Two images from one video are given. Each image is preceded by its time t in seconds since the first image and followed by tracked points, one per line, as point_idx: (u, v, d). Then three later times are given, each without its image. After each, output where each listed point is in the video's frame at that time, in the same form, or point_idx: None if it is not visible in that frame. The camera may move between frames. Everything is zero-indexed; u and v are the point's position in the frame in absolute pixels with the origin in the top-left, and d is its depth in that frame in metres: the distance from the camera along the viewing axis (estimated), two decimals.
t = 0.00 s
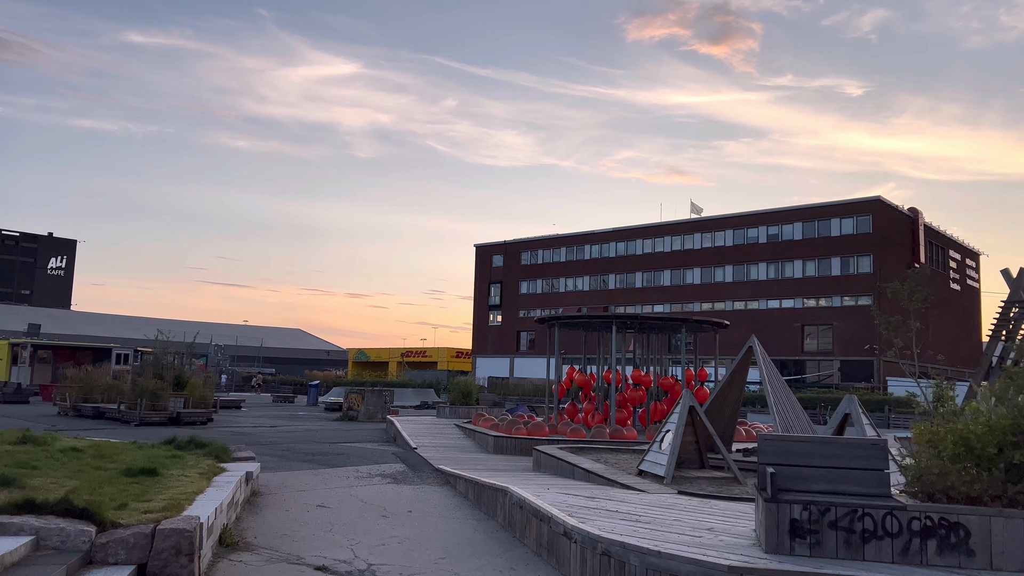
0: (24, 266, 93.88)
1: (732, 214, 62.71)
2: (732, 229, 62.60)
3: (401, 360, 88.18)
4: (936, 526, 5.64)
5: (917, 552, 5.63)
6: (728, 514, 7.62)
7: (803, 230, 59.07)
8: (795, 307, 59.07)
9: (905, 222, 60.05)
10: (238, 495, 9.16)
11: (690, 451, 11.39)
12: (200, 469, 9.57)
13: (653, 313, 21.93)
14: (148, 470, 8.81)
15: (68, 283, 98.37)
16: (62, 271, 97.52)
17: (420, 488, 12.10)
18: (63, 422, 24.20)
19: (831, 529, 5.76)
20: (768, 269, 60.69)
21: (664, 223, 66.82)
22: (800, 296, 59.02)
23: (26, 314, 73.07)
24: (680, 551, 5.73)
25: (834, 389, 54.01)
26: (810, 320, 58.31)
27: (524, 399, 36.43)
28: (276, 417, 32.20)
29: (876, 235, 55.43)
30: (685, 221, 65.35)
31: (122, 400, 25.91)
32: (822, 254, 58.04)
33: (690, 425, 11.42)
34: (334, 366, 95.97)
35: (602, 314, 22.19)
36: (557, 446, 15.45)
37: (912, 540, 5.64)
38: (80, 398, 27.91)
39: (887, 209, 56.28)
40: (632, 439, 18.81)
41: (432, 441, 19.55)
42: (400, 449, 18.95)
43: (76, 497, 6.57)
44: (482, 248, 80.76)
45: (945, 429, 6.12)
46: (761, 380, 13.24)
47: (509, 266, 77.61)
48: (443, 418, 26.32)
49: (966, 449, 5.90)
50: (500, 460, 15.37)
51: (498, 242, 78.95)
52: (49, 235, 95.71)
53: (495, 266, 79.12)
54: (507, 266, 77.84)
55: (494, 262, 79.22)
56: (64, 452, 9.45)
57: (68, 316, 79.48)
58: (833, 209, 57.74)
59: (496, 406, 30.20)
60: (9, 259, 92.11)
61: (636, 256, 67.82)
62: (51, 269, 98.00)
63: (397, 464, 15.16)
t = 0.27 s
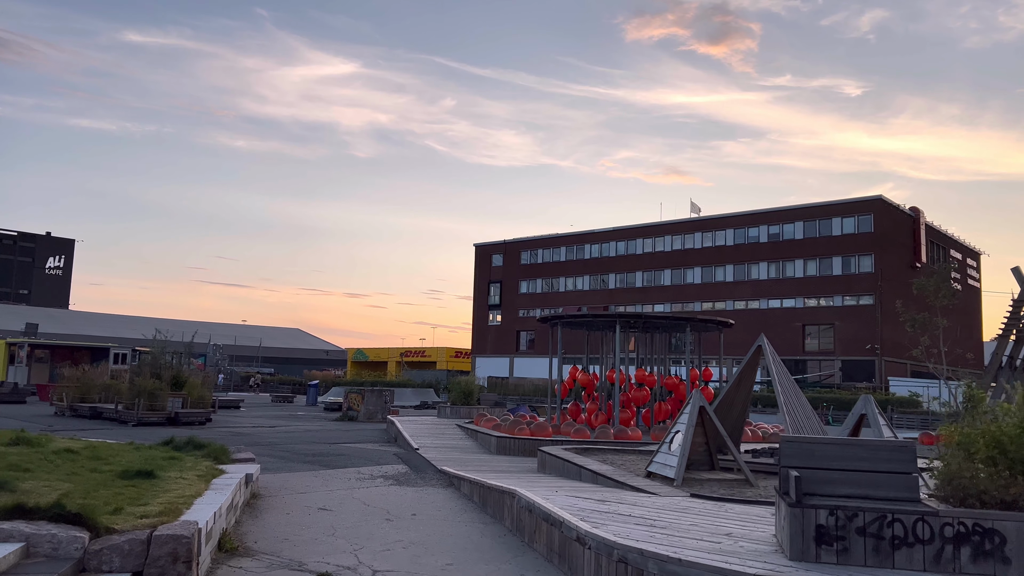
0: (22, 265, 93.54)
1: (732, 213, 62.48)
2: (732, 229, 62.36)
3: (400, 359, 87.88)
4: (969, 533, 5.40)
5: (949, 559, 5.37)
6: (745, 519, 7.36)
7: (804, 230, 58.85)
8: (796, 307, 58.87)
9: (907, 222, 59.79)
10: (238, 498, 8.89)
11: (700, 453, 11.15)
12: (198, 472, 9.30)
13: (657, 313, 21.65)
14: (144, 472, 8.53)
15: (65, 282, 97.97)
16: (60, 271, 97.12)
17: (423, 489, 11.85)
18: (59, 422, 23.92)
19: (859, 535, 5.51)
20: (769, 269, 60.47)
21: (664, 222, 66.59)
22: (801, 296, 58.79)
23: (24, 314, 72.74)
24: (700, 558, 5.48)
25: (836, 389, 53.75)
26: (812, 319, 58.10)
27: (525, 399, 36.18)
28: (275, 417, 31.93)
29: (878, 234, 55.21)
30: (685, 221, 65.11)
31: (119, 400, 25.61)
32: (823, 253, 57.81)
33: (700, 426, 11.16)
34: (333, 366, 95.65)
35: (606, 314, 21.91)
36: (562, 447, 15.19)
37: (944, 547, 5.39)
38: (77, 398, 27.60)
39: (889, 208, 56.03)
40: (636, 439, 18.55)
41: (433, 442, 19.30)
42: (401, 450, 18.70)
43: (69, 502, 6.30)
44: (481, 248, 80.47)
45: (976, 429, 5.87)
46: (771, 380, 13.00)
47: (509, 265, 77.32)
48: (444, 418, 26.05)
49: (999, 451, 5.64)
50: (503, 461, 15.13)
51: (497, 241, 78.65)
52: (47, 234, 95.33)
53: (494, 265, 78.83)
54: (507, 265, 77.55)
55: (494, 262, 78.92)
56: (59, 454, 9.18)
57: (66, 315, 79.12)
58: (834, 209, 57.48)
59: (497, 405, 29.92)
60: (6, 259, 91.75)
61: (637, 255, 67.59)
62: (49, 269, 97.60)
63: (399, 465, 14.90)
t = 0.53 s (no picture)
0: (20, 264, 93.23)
1: (733, 213, 62.22)
2: (733, 228, 62.11)
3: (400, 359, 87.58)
4: (1004, 539, 5.13)
5: (985, 567, 5.10)
6: (763, 524, 7.07)
7: (805, 229, 58.61)
8: (797, 306, 58.62)
9: (908, 221, 59.54)
10: (235, 501, 8.61)
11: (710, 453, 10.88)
12: (195, 473, 9.02)
13: (661, 312, 21.35)
14: (138, 473, 8.24)
15: (63, 282, 97.55)
16: (57, 271, 96.70)
17: (425, 491, 11.56)
18: (55, 422, 23.61)
19: (888, 542, 5.23)
20: (770, 268, 60.20)
21: (664, 221, 66.34)
22: (802, 295, 58.54)
23: (21, 313, 72.42)
24: (722, 566, 5.21)
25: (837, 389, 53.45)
26: (813, 319, 57.83)
27: (526, 399, 35.87)
28: (274, 416, 31.62)
29: (879, 234, 54.98)
30: (686, 220, 64.86)
31: (116, 400, 25.31)
32: (824, 252, 57.58)
33: (710, 426, 10.88)
34: (332, 366, 95.33)
35: (609, 312, 21.63)
36: (567, 447, 14.90)
37: (978, 554, 5.12)
38: (73, 398, 27.29)
39: (890, 207, 55.79)
40: (641, 439, 18.26)
41: (434, 442, 19.01)
42: (401, 450, 18.41)
43: (57, 506, 6.03)
44: (481, 247, 80.20)
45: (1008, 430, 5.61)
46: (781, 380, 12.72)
47: (509, 265, 77.02)
48: (445, 418, 25.76)
49: None
50: (506, 462, 14.85)
51: (497, 241, 78.36)
52: (45, 233, 94.99)
53: (494, 265, 78.53)
54: (506, 265, 77.25)
55: (494, 261, 78.62)
56: (50, 455, 8.90)
57: (63, 315, 78.76)
58: (835, 208, 57.23)
59: (498, 405, 29.64)
60: (5, 258, 91.42)
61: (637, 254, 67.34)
62: (47, 268, 97.25)
63: (400, 466, 14.61)
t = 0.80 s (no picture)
0: (18, 264, 92.90)
1: (733, 212, 61.97)
2: (734, 228, 61.85)
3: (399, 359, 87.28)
4: None
5: None
6: (783, 534, 6.78)
7: (806, 229, 58.36)
8: (799, 306, 58.31)
9: (910, 221, 59.29)
10: (232, 508, 8.31)
11: (721, 457, 10.60)
12: (192, 479, 8.73)
13: (665, 312, 21.08)
14: (132, 480, 7.95)
15: (61, 282, 97.21)
16: (56, 271, 96.38)
17: (429, 495, 11.29)
18: (51, 423, 23.32)
19: (923, 555, 4.96)
20: (771, 268, 59.93)
21: (665, 221, 66.09)
22: (803, 295, 58.28)
23: (19, 313, 72.10)
24: None
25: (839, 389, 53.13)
26: (814, 319, 57.55)
27: (527, 400, 35.59)
28: (273, 417, 31.34)
29: (881, 233, 54.75)
30: (686, 219, 64.58)
31: (113, 401, 25.01)
32: (825, 252, 57.33)
33: (720, 429, 10.58)
34: (331, 366, 95.02)
35: (613, 312, 21.32)
36: (572, 450, 14.60)
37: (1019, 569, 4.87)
38: (70, 399, 27.00)
39: (892, 207, 55.53)
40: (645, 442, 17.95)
41: (436, 444, 18.73)
42: (403, 452, 18.13)
43: (46, 515, 5.74)
44: (481, 247, 79.93)
45: None
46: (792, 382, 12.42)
47: (509, 265, 76.73)
48: (446, 419, 25.49)
49: None
50: (510, 465, 14.58)
51: (496, 241, 78.08)
52: (43, 233, 94.63)
53: (493, 265, 78.25)
54: (506, 265, 76.98)
55: (493, 261, 78.34)
56: (42, 460, 8.61)
57: (62, 315, 78.46)
58: (837, 207, 56.99)
59: (499, 406, 29.35)
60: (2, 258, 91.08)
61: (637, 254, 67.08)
62: (45, 268, 96.88)
63: (402, 469, 14.33)
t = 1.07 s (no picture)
0: (17, 263, 92.58)
1: (734, 211, 61.72)
2: (735, 226, 61.59)
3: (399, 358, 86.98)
4: None
5: None
6: (807, 536, 6.52)
7: (807, 227, 58.11)
8: (801, 305, 58.05)
9: (912, 219, 59.03)
10: (233, 509, 8.03)
11: (734, 456, 10.33)
12: (192, 478, 8.47)
13: (670, 309, 20.81)
14: (129, 479, 7.69)
15: (60, 281, 96.82)
16: (55, 270, 96.00)
17: (434, 495, 11.03)
18: (48, 422, 23.03)
19: (963, 558, 4.72)
20: (772, 267, 59.67)
21: (665, 220, 65.84)
22: (805, 293, 58.02)
23: (17, 312, 71.79)
24: None
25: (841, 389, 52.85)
26: (816, 318, 57.27)
27: (528, 398, 35.31)
28: (273, 417, 31.05)
29: (883, 232, 54.52)
30: (687, 218, 64.33)
31: (111, 400, 24.72)
32: (827, 251, 57.08)
33: (733, 427, 10.31)
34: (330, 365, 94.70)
35: (617, 309, 21.04)
36: (578, 449, 14.33)
37: None
38: (67, 397, 26.70)
39: (894, 206, 55.27)
40: (651, 440, 17.66)
41: (439, 443, 18.46)
42: (405, 451, 17.85)
43: (37, 516, 5.47)
44: (481, 246, 79.67)
45: None
46: (804, 379, 12.16)
47: (509, 263, 76.47)
48: (448, 418, 25.21)
49: None
50: (515, 464, 14.32)
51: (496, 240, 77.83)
52: (41, 232, 94.28)
53: (493, 264, 77.99)
54: (506, 264, 76.71)
55: (493, 260, 78.07)
56: (36, 459, 8.33)
57: (60, 314, 78.13)
58: (838, 206, 56.74)
59: (501, 405, 29.07)
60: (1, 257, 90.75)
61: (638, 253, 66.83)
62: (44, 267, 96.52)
63: (405, 469, 14.06)
